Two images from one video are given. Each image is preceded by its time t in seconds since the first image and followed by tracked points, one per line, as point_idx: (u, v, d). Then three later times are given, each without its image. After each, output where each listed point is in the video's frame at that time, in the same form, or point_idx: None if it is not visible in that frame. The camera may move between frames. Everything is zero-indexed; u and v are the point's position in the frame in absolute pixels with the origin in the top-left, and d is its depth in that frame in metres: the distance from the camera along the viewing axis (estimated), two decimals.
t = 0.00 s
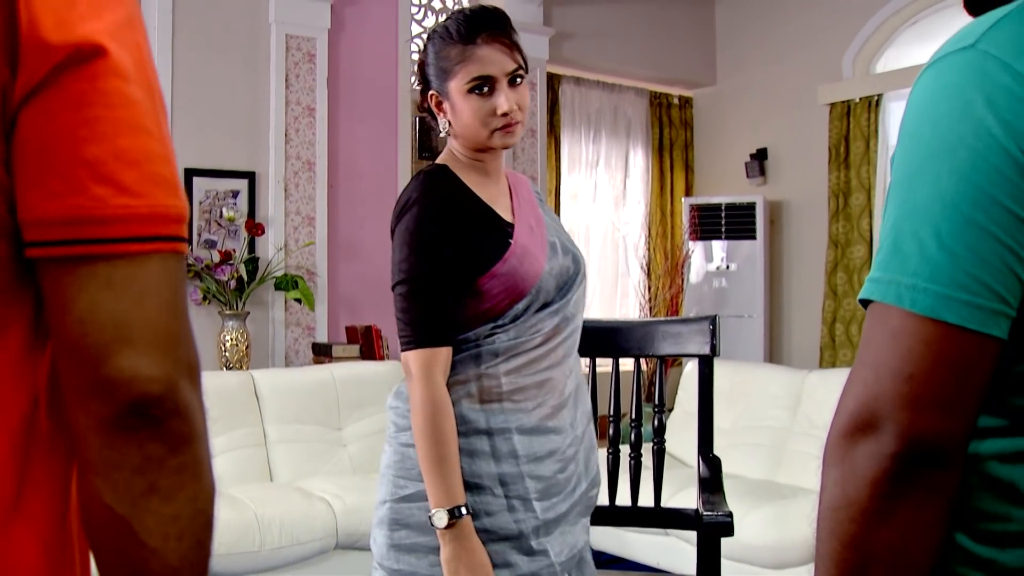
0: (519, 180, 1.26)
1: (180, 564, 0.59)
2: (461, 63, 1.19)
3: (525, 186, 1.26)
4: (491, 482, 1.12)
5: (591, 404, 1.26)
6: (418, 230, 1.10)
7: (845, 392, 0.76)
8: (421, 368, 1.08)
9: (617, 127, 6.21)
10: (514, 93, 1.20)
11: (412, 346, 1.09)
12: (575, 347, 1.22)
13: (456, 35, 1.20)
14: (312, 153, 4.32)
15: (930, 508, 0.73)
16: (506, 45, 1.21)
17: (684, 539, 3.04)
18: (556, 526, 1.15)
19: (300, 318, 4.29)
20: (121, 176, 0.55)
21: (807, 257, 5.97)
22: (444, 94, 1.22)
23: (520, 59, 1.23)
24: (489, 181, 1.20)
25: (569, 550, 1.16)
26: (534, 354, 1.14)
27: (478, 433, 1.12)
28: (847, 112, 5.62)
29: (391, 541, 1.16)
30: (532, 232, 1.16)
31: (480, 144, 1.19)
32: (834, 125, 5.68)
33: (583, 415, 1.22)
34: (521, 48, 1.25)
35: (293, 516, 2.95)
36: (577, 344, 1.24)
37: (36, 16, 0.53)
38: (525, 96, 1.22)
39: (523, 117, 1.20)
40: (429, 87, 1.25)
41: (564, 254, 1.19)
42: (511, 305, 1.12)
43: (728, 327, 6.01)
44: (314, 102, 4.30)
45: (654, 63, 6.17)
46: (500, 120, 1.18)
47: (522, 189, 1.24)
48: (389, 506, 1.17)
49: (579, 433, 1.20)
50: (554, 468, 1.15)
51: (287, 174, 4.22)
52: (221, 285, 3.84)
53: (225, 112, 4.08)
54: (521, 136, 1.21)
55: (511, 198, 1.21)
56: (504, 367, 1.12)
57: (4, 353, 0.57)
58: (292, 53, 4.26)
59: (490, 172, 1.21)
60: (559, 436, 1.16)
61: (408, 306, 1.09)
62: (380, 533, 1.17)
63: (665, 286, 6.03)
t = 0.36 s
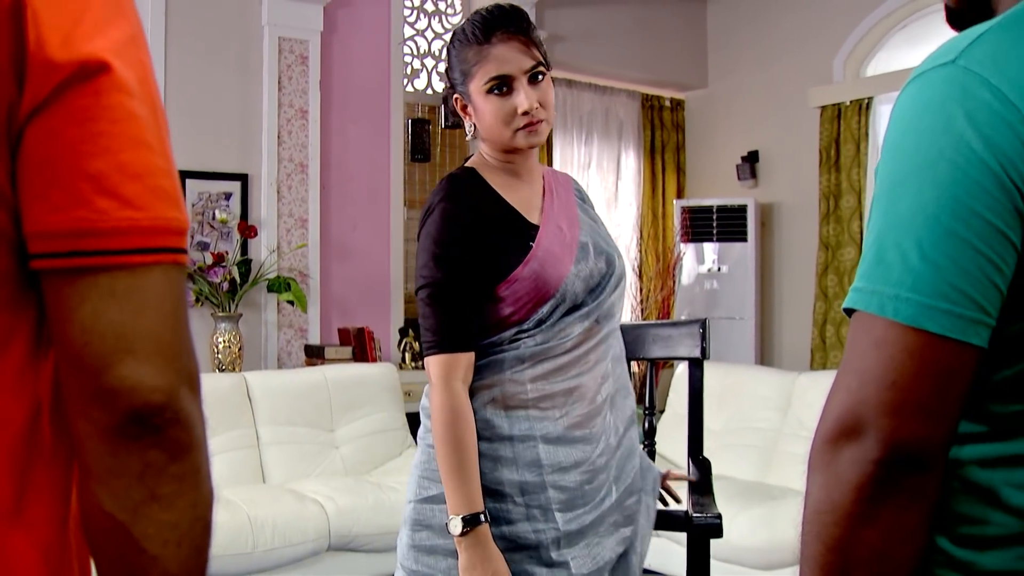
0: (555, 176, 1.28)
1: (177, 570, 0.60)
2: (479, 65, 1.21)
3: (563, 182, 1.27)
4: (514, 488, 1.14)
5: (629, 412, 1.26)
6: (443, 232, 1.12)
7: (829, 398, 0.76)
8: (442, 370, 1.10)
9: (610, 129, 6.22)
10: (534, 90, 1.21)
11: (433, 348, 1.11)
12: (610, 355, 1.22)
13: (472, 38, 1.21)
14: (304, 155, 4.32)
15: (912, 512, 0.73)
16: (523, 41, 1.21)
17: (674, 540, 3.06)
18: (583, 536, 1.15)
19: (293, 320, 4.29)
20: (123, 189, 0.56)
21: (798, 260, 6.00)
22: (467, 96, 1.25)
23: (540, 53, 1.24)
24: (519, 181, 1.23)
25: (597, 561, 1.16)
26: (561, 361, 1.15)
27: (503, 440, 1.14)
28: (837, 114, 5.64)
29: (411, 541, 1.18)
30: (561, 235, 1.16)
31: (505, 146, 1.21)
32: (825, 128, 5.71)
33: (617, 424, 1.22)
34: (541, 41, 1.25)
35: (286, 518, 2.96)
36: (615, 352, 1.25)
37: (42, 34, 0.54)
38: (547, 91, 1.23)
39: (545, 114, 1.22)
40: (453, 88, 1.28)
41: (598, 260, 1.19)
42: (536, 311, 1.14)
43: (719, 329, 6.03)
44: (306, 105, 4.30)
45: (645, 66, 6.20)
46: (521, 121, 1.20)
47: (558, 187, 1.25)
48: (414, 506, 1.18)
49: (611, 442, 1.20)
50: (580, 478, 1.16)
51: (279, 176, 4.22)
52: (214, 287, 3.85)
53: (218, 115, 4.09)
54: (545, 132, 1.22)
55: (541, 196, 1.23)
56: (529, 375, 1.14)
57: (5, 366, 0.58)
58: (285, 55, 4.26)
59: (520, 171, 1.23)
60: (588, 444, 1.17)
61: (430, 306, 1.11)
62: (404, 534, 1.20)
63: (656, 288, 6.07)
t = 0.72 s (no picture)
0: (581, 175, 1.29)
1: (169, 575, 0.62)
2: (490, 63, 1.25)
3: (592, 183, 1.29)
4: (502, 487, 1.16)
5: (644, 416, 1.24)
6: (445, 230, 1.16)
7: (811, 401, 0.77)
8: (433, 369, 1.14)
9: (600, 129, 6.26)
10: (545, 87, 1.24)
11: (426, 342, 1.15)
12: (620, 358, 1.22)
13: (483, 36, 1.25)
14: (295, 155, 4.32)
15: (890, 513, 0.74)
16: (532, 38, 1.25)
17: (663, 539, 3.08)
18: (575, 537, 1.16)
19: (283, 320, 4.30)
20: (114, 203, 0.57)
21: (787, 260, 6.03)
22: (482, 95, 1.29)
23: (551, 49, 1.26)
24: (537, 178, 1.26)
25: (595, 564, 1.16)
26: (554, 364, 1.17)
27: (492, 440, 1.17)
28: (827, 115, 5.68)
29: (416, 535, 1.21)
30: (562, 240, 1.17)
31: (518, 144, 1.24)
32: (815, 129, 5.75)
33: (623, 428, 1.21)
34: (554, 37, 1.28)
35: (277, 518, 2.97)
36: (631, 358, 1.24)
37: (34, 50, 0.56)
38: (559, 87, 1.26)
39: (557, 110, 1.24)
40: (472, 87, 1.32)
41: (602, 264, 1.19)
42: (530, 314, 1.16)
43: (709, 329, 6.06)
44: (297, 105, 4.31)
45: (635, 67, 6.22)
46: (532, 119, 1.23)
47: (582, 188, 1.26)
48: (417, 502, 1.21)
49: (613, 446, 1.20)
50: (573, 478, 1.16)
51: (270, 176, 4.22)
52: (205, 287, 3.86)
53: (208, 115, 4.09)
54: (559, 128, 1.25)
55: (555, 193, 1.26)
56: (521, 376, 1.16)
57: None
58: (276, 56, 4.26)
59: (538, 168, 1.26)
60: (582, 447, 1.17)
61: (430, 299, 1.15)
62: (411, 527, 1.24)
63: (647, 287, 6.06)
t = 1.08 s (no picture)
0: (599, 179, 1.34)
1: None
2: (490, 68, 1.35)
3: (608, 191, 1.34)
4: (487, 483, 1.24)
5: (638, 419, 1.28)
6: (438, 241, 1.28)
7: (797, 404, 0.76)
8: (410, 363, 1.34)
9: (595, 129, 6.31)
10: (541, 88, 1.32)
11: (408, 335, 1.33)
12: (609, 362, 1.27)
13: (484, 44, 1.35)
14: (292, 156, 4.34)
15: (875, 514, 0.73)
16: (528, 41, 1.33)
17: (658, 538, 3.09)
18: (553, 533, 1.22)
19: (280, 320, 4.31)
20: (114, 213, 0.59)
21: (782, 260, 6.05)
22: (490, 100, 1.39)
23: (549, 51, 1.34)
24: (544, 178, 1.32)
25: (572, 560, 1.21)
26: (535, 366, 1.24)
27: (476, 437, 1.25)
28: (821, 116, 5.70)
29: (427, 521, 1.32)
30: (548, 252, 1.24)
31: (519, 145, 1.32)
32: (809, 129, 5.76)
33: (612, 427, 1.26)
34: (555, 40, 1.36)
35: (273, 518, 2.98)
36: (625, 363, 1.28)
37: (36, 64, 0.57)
38: (558, 87, 1.33)
39: (553, 109, 1.31)
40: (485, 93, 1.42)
41: (587, 273, 1.25)
42: (514, 321, 1.25)
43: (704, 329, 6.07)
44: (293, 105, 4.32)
45: (631, 68, 6.24)
46: (529, 119, 1.31)
47: (592, 197, 1.32)
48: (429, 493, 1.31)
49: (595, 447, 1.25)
50: (552, 477, 1.23)
51: (266, 177, 4.24)
52: (201, 287, 3.88)
53: (204, 116, 4.10)
54: (557, 126, 1.31)
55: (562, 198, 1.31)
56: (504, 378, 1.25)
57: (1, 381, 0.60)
58: (272, 56, 4.28)
59: (544, 168, 1.32)
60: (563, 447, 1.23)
61: (417, 302, 1.31)
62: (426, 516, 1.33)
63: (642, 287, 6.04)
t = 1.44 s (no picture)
0: (612, 221, 1.45)
1: (168, 569, 0.65)
2: (497, 104, 1.51)
3: (619, 231, 1.44)
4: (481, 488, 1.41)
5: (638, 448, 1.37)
6: (444, 275, 1.45)
7: (787, 399, 0.77)
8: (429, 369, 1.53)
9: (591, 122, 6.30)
10: (542, 119, 1.46)
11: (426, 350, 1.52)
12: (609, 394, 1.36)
13: (495, 83, 1.52)
14: (288, 149, 4.34)
15: (862, 507, 0.74)
16: (533, 73, 1.48)
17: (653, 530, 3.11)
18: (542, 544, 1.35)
19: (276, 313, 4.31)
20: (114, 213, 0.60)
21: (777, 253, 6.06)
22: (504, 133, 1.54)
23: (553, 85, 1.48)
24: (546, 205, 1.44)
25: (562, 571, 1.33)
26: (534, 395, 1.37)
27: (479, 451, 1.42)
28: (817, 110, 5.71)
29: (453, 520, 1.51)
30: (542, 296, 1.37)
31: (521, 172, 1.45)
32: (805, 123, 5.77)
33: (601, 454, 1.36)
34: (563, 74, 1.50)
35: (270, 510, 2.99)
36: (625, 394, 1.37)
37: (36, 67, 0.58)
38: (558, 119, 1.46)
39: (550, 139, 1.44)
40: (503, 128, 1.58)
41: (582, 313, 1.36)
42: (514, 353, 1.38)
43: (701, 322, 6.09)
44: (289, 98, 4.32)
45: (626, 61, 6.24)
46: (525, 149, 1.44)
47: (599, 238, 1.42)
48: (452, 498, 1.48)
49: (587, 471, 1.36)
50: (544, 494, 1.36)
51: (262, 170, 4.24)
52: (198, 280, 3.88)
53: (200, 109, 4.10)
54: (554, 154, 1.43)
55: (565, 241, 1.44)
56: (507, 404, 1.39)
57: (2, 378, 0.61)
58: (268, 49, 4.27)
59: (546, 195, 1.44)
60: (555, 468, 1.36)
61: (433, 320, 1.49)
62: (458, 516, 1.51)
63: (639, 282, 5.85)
